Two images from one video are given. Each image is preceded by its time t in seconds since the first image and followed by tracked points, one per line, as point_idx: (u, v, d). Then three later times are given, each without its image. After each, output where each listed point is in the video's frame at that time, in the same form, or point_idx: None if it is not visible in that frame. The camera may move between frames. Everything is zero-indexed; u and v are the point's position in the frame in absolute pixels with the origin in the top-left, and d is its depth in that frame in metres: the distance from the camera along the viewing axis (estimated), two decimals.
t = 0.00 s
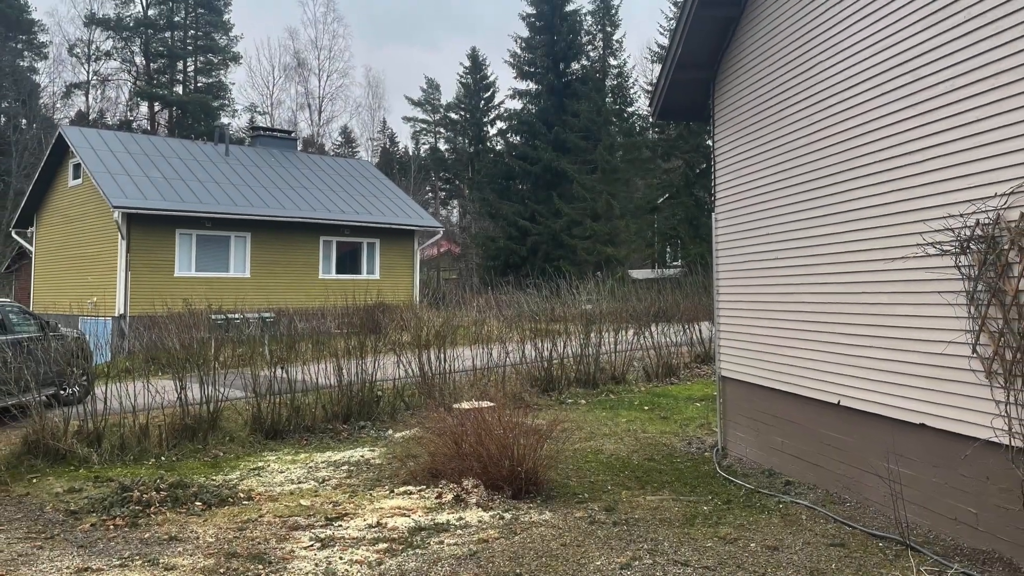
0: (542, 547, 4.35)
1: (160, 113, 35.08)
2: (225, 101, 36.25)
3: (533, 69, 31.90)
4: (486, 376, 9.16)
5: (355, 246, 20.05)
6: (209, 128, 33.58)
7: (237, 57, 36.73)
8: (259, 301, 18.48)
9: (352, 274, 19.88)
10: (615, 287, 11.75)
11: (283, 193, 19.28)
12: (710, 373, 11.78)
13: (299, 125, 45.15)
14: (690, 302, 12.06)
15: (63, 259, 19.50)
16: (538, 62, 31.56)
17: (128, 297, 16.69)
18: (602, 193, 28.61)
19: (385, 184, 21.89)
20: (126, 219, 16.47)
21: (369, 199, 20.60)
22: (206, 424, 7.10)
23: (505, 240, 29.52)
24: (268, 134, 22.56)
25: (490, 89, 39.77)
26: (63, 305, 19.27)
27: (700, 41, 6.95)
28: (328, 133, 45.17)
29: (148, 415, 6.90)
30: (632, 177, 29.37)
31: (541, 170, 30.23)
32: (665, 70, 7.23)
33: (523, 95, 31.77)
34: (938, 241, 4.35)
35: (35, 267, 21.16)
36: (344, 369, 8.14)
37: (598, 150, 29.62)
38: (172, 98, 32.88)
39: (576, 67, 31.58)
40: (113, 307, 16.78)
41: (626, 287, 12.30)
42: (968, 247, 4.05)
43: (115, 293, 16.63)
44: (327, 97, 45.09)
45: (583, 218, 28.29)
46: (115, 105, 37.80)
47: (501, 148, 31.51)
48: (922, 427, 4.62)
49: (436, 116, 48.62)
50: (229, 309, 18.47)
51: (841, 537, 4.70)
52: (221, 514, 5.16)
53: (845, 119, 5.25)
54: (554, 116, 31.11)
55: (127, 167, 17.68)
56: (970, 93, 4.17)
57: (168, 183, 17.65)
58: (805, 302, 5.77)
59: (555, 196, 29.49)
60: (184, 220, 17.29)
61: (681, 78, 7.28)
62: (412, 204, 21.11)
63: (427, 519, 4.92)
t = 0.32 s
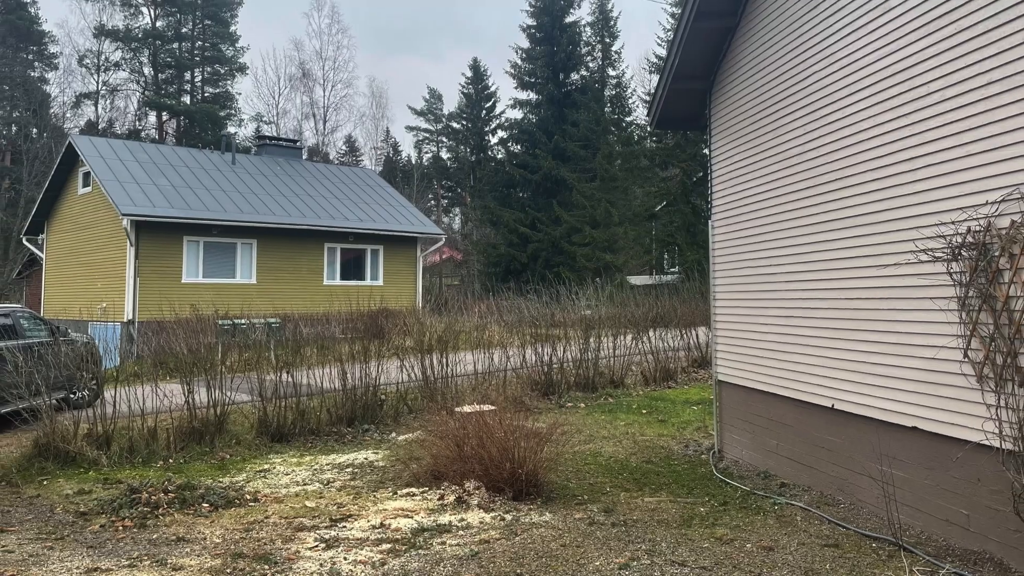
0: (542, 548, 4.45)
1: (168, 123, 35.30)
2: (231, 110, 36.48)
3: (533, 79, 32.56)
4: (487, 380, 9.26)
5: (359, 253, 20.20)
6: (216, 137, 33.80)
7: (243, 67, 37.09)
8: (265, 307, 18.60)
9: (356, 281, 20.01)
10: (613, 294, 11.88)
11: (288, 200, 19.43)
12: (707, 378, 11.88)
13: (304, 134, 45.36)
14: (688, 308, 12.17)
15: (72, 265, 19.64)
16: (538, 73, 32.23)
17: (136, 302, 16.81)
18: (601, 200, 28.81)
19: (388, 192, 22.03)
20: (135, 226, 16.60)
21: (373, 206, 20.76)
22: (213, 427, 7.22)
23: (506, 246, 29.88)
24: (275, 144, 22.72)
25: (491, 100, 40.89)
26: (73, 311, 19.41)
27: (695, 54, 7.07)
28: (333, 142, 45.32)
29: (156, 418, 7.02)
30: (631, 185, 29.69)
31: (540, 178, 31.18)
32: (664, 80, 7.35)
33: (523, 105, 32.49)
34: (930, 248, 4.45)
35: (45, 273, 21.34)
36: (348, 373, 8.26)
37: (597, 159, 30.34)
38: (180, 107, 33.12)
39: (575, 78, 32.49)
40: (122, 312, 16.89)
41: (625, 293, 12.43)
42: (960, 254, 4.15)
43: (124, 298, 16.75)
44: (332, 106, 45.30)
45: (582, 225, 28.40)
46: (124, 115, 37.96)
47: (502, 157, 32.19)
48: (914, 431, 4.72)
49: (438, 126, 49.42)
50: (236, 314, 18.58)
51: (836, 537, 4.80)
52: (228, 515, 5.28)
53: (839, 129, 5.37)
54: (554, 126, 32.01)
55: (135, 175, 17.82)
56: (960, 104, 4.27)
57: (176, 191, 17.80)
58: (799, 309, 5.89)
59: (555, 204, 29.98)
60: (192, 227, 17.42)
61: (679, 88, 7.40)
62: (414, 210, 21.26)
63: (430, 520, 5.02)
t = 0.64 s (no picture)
0: (542, 549, 4.55)
1: (175, 132, 35.55)
2: (238, 120, 36.67)
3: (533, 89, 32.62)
4: (488, 383, 9.40)
5: (363, 260, 20.40)
6: (223, 146, 34.01)
7: (250, 77, 37.37)
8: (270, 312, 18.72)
9: (360, 287, 20.16)
10: (612, 299, 11.99)
11: (293, 208, 19.54)
12: (704, 382, 12.00)
13: (309, 143, 45.39)
14: (685, 313, 12.30)
15: (81, 272, 19.81)
16: (538, 82, 32.34)
17: (144, 308, 16.94)
18: (601, 208, 29.01)
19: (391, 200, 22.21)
20: (143, 233, 16.75)
21: (377, 215, 20.97)
22: (219, 430, 7.31)
23: (507, 253, 30.01)
24: (281, 153, 22.68)
25: (493, 109, 41.15)
26: (82, 316, 19.55)
27: (693, 65, 7.19)
28: (337, 150, 45.38)
29: (164, 421, 7.12)
30: (629, 194, 30.06)
31: (540, 186, 31.39)
32: (662, 89, 7.45)
33: (523, 114, 32.68)
34: (923, 254, 4.55)
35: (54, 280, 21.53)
36: (352, 377, 8.38)
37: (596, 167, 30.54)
38: (187, 117, 33.39)
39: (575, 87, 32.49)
40: (130, 318, 17.01)
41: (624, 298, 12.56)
42: (952, 260, 4.24)
43: (132, 304, 16.88)
44: (337, 115, 45.40)
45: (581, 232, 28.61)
46: (133, 124, 38.20)
47: (503, 165, 32.47)
48: (906, 433, 4.82)
49: (440, 135, 49.74)
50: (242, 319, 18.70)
51: (830, 538, 4.91)
52: (234, 517, 5.38)
53: (834, 137, 5.47)
54: (554, 135, 32.12)
55: (143, 183, 17.96)
56: (953, 113, 4.36)
57: (183, 198, 17.94)
58: (794, 315, 6.00)
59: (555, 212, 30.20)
60: (198, 234, 17.56)
61: (676, 97, 7.52)
62: (417, 218, 21.48)
63: (432, 521, 5.13)
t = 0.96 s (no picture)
0: (542, 550, 4.65)
1: (183, 141, 35.76)
2: (244, 128, 36.83)
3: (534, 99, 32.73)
4: (490, 388, 9.53)
5: (367, 266, 20.58)
6: (230, 155, 34.24)
7: (256, 86, 37.52)
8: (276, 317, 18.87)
9: (364, 293, 20.37)
10: (611, 306, 12.14)
11: (297, 216, 19.63)
12: (701, 385, 12.12)
13: (314, 151, 45.45)
14: (682, 318, 12.46)
15: (90, 278, 19.96)
16: (538, 92, 32.45)
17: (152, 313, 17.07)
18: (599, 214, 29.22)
19: (394, 207, 22.36)
20: (151, 239, 16.90)
21: (380, 221, 21.12)
22: (226, 433, 7.41)
23: (507, 259, 30.16)
24: (286, 161, 23.01)
25: (494, 118, 41.16)
26: (91, 321, 19.70)
27: (691, 75, 7.30)
28: (341, 159, 45.50)
29: (171, 424, 7.23)
30: (627, 201, 30.29)
31: (541, 194, 31.59)
32: (659, 99, 7.56)
33: (523, 123, 32.86)
34: (915, 261, 4.65)
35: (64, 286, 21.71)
36: (356, 381, 8.48)
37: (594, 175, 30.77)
38: (194, 125, 33.67)
39: (575, 97, 32.66)
40: (138, 323, 17.14)
41: (622, 304, 12.71)
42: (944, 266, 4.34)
43: (140, 309, 17.01)
44: (341, 124, 45.48)
45: (580, 239, 28.79)
46: (141, 133, 38.41)
47: (504, 173, 32.74)
48: (900, 436, 4.92)
49: (442, 143, 50.01)
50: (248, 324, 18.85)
51: (825, 539, 5.01)
52: (240, 518, 5.48)
53: (829, 145, 5.58)
54: (554, 143, 32.31)
55: (151, 190, 18.09)
56: (945, 122, 4.47)
57: (190, 206, 18.06)
58: (789, 322, 6.12)
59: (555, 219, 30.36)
60: (204, 240, 17.69)
61: (673, 106, 7.63)
62: (420, 225, 21.63)
63: (434, 522, 5.24)
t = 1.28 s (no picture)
0: (543, 550, 4.75)
1: (190, 149, 35.94)
2: (250, 137, 36.96)
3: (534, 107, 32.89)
4: (491, 391, 9.64)
5: (370, 272, 20.72)
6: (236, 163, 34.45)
7: (262, 96, 37.57)
8: (281, 322, 18.97)
9: (367, 299, 20.50)
10: (609, 311, 12.29)
11: (302, 222, 19.74)
12: (698, 389, 12.21)
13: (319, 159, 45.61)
14: (680, 324, 12.60)
15: (98, 284, 20.09)
16: (538, 101, 32.58)
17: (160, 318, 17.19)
18: (598, 221, 29.44)
19: (397, 214, 22.52)
20: (158, 245, 17.04)
21: (383, 228, 21.28)
22: (232, 436, 7.54)
23: (509, 266, 30.24)
24: (291, 169, 23.03)
25: (495, 127, 41.41)
26: (100, 326, 19.82)
27: (688, 85, 7.44)
28: (345, 167, 45.69)
29: (178, 427, 7.35)
30: (626, 209, 30.45)
31: (541, 201, 31.75)
32: (657, 108, 7.70)
33: (524, 132, 33.03)
34: (908, 267, 4.75)
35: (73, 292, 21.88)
36: (359, 385, 8.59)
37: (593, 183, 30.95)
38: (202, 134, 33.84)
39: (574, 106, 32.80)
40: (146, 328, 17.27)
41: (621, 310, 12.84)
42: (936, 273, 4.42)
43: (148, 314, 17.13)
44: (346, 133, 45.66)
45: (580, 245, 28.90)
46: (150, 142, 38.58)
47: (505, 181, 32.92)
48: (893, 439, 5.02)
49: (445, 152, 50.27)
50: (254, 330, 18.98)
51: (819, 540, 5.11)
52: (246, 519, 5.59)
53: (824, 153, 5.68)
54: (554, 152, 32.45)
55: (159, 198, 18.21)
56: (938, 130, 4.56)
57: (197, 213, 18.19)
58: (785, 328, 6.23)
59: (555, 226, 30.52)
60: (210, 247, 17.84)
61: (671, 116, 7.76)
62: (422, 232, 21.79)
63: (436, 523, 5.35)
